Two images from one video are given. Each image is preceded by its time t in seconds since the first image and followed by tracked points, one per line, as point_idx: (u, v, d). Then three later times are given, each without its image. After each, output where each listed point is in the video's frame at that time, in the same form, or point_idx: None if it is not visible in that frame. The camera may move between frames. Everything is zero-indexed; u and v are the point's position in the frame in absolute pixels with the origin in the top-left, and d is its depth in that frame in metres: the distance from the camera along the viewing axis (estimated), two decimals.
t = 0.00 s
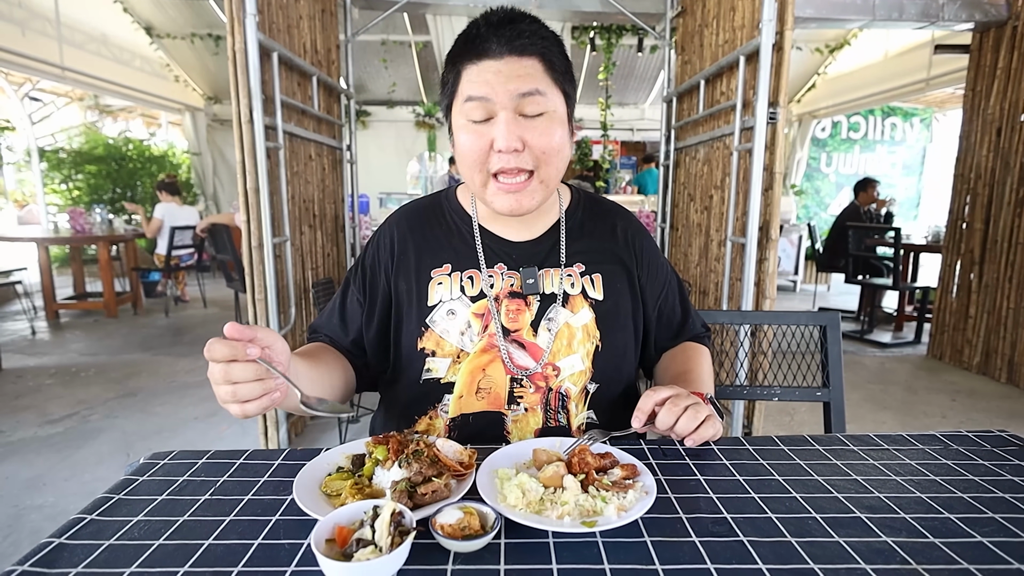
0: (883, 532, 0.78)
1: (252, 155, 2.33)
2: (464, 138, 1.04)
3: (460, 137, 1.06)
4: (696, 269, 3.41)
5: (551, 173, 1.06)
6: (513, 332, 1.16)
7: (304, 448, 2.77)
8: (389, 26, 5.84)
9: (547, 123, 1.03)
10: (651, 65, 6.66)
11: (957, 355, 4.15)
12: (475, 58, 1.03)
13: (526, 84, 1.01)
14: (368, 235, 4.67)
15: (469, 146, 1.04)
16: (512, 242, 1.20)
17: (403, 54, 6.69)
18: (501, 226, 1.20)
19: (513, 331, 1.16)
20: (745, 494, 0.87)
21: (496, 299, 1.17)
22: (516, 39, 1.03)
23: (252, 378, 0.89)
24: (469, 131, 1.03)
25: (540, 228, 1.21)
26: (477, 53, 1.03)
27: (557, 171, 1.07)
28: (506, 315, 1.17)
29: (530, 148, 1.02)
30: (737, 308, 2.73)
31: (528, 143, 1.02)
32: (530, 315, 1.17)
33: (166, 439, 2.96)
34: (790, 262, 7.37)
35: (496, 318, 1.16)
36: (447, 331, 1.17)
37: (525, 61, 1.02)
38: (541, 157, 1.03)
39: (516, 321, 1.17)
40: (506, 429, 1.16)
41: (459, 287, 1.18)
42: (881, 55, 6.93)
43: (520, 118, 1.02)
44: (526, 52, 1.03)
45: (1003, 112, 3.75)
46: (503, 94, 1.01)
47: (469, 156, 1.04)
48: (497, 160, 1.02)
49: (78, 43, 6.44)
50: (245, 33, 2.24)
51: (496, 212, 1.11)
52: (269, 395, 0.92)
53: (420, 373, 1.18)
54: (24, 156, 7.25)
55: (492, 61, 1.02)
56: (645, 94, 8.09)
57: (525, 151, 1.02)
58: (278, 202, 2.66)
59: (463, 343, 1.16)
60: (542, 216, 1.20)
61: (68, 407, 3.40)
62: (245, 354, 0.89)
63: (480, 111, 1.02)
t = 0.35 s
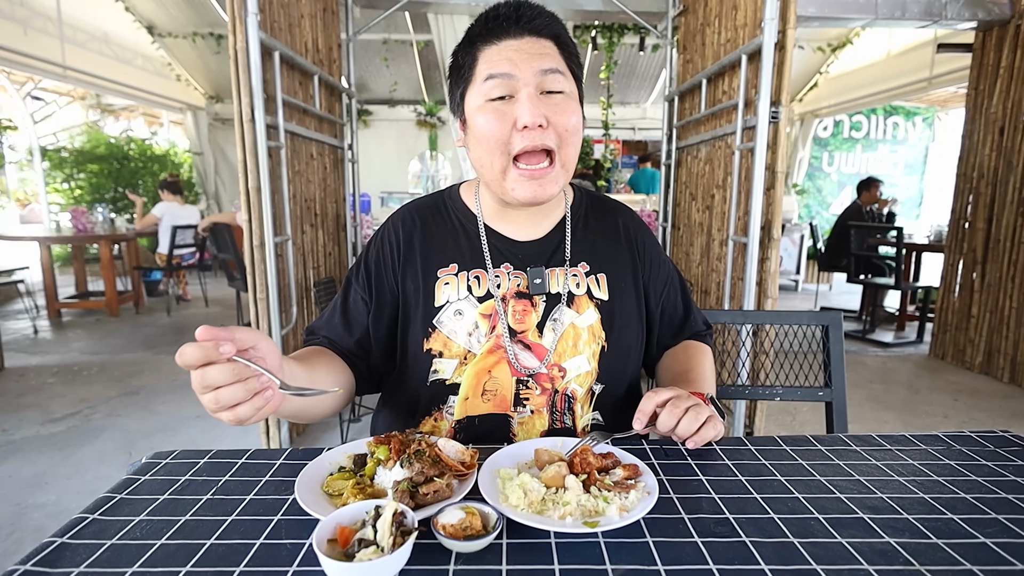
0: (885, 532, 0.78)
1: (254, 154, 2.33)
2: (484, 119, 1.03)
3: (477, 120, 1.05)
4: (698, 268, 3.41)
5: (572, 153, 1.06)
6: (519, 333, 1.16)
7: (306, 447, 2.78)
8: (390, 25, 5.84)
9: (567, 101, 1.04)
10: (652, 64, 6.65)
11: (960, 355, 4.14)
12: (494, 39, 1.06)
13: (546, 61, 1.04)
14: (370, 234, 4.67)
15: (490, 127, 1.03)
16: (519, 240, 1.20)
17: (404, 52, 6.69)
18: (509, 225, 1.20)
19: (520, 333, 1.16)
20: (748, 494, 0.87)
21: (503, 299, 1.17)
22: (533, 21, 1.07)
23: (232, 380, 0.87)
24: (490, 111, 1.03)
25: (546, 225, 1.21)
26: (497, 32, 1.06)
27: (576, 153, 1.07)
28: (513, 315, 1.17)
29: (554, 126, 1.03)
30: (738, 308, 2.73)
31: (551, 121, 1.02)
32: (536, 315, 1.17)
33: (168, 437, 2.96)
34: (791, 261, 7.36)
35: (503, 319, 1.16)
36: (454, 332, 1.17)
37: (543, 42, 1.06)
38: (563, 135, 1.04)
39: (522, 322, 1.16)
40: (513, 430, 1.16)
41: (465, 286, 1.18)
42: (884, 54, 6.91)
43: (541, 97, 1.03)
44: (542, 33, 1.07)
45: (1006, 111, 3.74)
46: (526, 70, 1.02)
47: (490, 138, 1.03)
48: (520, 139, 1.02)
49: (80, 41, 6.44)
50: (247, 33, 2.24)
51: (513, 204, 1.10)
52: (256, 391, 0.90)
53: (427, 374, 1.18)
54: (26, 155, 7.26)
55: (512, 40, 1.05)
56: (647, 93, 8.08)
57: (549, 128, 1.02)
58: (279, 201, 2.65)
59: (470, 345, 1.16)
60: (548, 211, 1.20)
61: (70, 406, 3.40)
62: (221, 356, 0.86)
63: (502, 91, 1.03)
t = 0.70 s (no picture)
0: (886, 537, 0.78)
1: (256, 158, 2.34)
2: (491, 122, 1.04)
3: (485, 123, 1.05)
4: (699, 272, 3.41)
5: (579, 159, 1.06)
6: (521, 343, 1.17)
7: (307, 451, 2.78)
8: (392, 30, 5.87)
9: (576, 107, 1.05)
10: (653, 69, 6.67)
11: (961, 359, 4.13)
12: (505, 43, 1.07)
13: (556, 68, 1.05)
14: (371, 239, 4.68)
15: (498, 131, 1.04)
16: (521, 249, 1.20)
17: (406, 57, 6.71)
18: (512, 233, 1.20)
19: (522, 342, 1.17)
20: (749, 499, 0.88)
21: (504, 309, 1.17)
22: (544, 27, 1.08)
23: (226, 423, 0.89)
24: (498, 115, 1.04)
25: (549, 234, 1.21)
26: (509, 37, 1.07)
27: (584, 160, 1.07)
28: (514, 325, 1.17)
29: (562, 131, 1.03)
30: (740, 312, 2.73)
31: (559, 126, 1.03)
32: (538, 325, 1.17)
33: (169, 441, 2.96)
34: (792, 265, 7.36)
35: (504, 328, 1.17)
36: (455, 342, 1.17)
37: (553, 48, 1.07)
38: (570, 141, 1.04)
39: (524, 332, 1.17)
40: (514, 439, 1.16)
41: (466, 296, 1.18)
42: (884, 59, 6.93)
43: (550, 101, 1.04)
44: (554, 39, 1.08)
45: (1006, 116, 3.75)
46: (535, 76, 1.03)
47: (497, 139, 1.04)
48: (527, 142, 1.03)
49: (84, 47, 6.48)
50: (250, 38, 2.25)
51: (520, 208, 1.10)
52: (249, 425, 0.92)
53: (428, 384, 1.18)
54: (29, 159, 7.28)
55: (523, 45, 1.06)
56: (648, 98, 8.10)
57: (556, 133, 1.03)
58: (281, 205, 2.66)
59: (470, 355, 1.16)
60: (553, 220, 1.20)
61: (71, 410, 3.40)
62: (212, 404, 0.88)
63: (510, 95, 1.04)
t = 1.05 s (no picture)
0: (886, 537, 0.78)
1: (257, 159, 2.34)
2: (492, 134, 1.05)
3: (486, 133, 1.06)
4: (699, 273, 3.41)
5: (577, 169, 1.07)
6: (521, 342, 1.17)
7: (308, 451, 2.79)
8: (392, 31, 5.88)
9: (576, 121, 1.05)
10: (653, 70, 6.68)
11: (961, 360, 4.13)
12: (507, 52, 1.05)
13: (557, 82, 1.03)
14: (372, 239, 4.69)
15: (498, 142, 1.05)
16: (521, 248, 1.20)
17: (406, 57, 6.72)
18: (513, 233, 1.20)
19: (521, 341, 1.17)
20: (749, 499, 0.88)
21: (504, 308, 1.18)
22: (548, 36, 1.06)
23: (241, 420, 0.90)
24: (498, 127, 1.04)
25: (550, 234, 1.22)
26: (510, 46, 1.05)
27: (583, 168, 1.09)
28: (514, 324, 1.17)
29: (561, 144, 1.04)
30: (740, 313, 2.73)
31: (559, 140, 1.03)
32: (538, 324, 1.18)
33: (170, 441, 2.96)
34: (793, 266, 7.37)
35: (504, 328, 1.17)
36: (455, 340, 1.17)
37: (556, 60, 1.05)
38: (569, 154, 1.05)
39: (524, 331, 1.17)
40: (514, 438, 1.16)
41: (466, 295, 1.18)
42: (885, 59, 6.93)
43: (551, 114, 1.04)
44: (557, 49, 1.06)
45: (1007, 116, 3.75)
46: (536, 91, 1.03)
47: (498, 151, 1.05)
48: (527, 156, 1.04)
49: (85, 47, 6.49)
50: (251, 39, 2.26)
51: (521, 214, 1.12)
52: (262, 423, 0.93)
53: (427, 382, 1.18)
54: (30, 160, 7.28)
55: (524, 56, 1.04)
56: (648, 99, 8.11)
57: (555, 147, 1.04)
58: (282, 206, 2.67)
59: (470, 353, 1.17)
60: (554, 220, 1.20)
61: (72, 410, 3.41)
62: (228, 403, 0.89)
63: (511, 109, 1.04)
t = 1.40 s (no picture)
0: (885, 536, 0.78)
1: (257, 158, 2.34)
2: (500, 140, 1.05)
3: (495, 136, 1.06)
4: (699, 273, 3.41)
5: (580, 183, 1.08)
6: (524, 337, 1.17)
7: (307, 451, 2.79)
8: (393, 31, 5.88)
9: (585, 138, 1.04)
10: (653, 70, 6.68)
11: (961, 361, 4.14)
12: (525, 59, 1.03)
13: (573, 99, 1.02)
14: (372, 238, 4.69)
15: (506, 147, 1.05)
16: (524, 244, 1.21)
17: (406, 57, 6.73)
18: (516, 229, 1.21)
19: (525, 336, 1.17)
20: (748, 498, 0.88)
21: (508, 303, 1.18)
22: (569, 48, 1.03)
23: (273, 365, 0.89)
24: (508, 133, 1.04)
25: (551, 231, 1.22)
26: (528, 54, 1.03)
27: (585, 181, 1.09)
28: (517, 319, 1.17)
29: (567, 160, 1.03)
30: (740, 313, 2.73)
31: (565, 155, 1.03)
32: (541, 319, 1.18)
33: (170, 441, 2.97)
34: (792, 266, 7.37)
35: (508, 322, 1.17)
36: (459, 335, 1.17)
37: (575, 75, 1.03)
38: (573, 170, 1.05)
39: (527, 326, 1.17)
40: (517, 436, 1.17)
41: (470, 290, 1.18)
42: (884, 60, 6.92)
43: (562, 128, 1.03)
44: (577, 65, 1.04)
45: (1007, 117, 3.75)
46: (550, 105, 1.01)
47: (504, 157, 1.05)
48: (532, 166, 1.04)
49: (86, 47, 6.49)
50: (251, 38, 2.26)
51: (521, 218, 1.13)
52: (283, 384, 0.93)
53: (431, 378, 1.18)
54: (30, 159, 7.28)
55: (543, 68, 1.02)
56: (648, 99, 8.11)
57: (561, 161, 1.03)
58: (282, 205, 2.67)
59: (474, 348, 1.17)
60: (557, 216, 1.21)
61: (72, 410, 3.41)
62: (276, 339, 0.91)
63: (523, 118, 1.02)
